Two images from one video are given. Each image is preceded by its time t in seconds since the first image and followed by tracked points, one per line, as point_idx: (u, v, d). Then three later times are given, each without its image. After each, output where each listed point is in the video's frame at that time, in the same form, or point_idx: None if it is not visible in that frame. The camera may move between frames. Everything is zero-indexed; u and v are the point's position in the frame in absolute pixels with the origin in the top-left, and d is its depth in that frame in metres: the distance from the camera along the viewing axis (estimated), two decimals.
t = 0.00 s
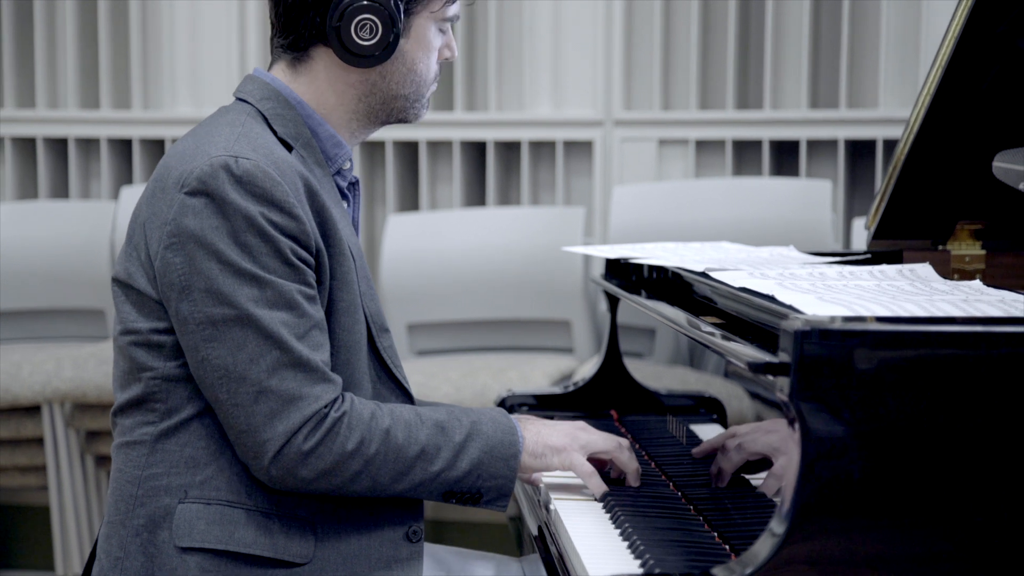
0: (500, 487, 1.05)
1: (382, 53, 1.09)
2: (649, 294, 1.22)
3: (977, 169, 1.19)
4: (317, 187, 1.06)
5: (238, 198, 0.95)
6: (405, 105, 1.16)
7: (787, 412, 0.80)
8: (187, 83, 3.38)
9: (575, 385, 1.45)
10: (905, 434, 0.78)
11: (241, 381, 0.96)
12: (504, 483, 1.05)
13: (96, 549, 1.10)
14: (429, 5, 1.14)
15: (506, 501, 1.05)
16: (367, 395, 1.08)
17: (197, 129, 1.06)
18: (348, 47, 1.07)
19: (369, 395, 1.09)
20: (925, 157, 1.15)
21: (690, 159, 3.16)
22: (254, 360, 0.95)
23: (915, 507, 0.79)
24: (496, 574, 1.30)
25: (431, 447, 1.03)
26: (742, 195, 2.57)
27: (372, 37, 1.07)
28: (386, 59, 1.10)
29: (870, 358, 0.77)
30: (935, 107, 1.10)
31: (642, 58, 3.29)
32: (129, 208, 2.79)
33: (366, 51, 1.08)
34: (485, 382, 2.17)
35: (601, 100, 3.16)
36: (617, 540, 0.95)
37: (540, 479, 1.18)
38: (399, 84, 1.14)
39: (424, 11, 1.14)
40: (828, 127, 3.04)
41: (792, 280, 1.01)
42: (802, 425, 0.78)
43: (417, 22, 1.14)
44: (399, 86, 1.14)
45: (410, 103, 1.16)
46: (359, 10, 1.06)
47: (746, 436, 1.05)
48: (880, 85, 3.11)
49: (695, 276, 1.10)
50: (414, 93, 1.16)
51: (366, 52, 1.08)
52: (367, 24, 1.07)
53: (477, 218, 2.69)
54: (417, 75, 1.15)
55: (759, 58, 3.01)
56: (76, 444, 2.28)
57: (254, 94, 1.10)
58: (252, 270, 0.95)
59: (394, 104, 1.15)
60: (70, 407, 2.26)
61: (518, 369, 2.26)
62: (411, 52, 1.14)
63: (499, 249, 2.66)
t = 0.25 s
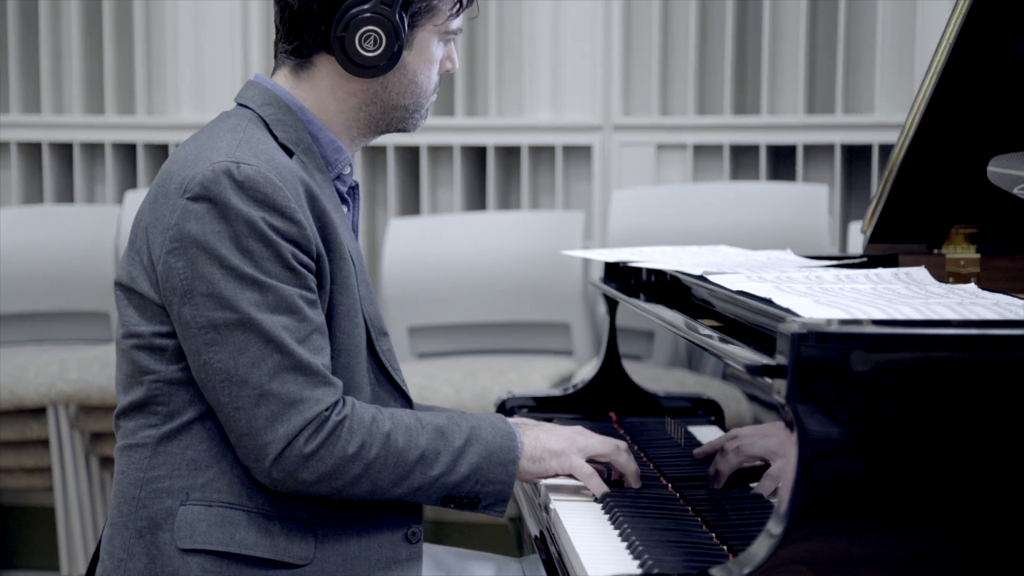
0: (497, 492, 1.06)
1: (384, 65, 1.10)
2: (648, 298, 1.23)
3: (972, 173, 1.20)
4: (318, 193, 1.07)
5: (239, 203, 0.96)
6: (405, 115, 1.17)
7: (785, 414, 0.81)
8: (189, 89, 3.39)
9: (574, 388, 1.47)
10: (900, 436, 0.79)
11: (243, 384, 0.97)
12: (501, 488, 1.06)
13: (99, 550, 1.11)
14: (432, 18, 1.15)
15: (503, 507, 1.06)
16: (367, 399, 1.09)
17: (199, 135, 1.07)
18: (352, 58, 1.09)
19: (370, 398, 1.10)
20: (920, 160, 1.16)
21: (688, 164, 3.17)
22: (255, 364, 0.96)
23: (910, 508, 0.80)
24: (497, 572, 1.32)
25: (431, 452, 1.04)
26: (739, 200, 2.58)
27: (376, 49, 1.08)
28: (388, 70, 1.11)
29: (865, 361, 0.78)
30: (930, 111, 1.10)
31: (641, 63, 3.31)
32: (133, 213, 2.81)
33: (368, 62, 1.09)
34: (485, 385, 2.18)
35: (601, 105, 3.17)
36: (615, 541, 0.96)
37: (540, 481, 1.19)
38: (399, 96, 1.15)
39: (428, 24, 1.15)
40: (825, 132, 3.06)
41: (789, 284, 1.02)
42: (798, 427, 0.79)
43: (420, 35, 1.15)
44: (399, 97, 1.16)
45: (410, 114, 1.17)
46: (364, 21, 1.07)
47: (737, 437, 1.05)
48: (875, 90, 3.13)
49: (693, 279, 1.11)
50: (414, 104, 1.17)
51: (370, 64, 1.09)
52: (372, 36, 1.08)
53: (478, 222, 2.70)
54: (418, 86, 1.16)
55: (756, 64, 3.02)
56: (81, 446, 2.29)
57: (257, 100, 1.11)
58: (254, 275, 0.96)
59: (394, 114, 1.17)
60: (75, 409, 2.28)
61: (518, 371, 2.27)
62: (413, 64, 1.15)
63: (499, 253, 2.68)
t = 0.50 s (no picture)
0: (498, 492, 1.07)
1: (388, 70, 1.11)
2: (647, 301, 1.24)
3: (968, 179, 1.21)
4: (320, 197, 1.08)
5: (242, 207, 0.97)
6: (409, 120, 1.18)
7: (783, 416, 0.82)
8: (191, 93, 3.40)
9: (574, 390, 1.48)
10: (897, 438, 0.80)
11: (245, 386, 0.97)
12: (501, 488, 1.07)
13: (102, 551, 1.12)
14: (436, 23, 1.16)
15: (503, 505, 1.07)
16: (368, 401, 1.10)
17: (203, 139, 1.08)
18: (356, 65, 1.10)
19: (370, 401, 1.11)
20: (916, 164, 1.17)
21: (687, 168, 3.18)
22: (257, 367, 0.97)
23: (907, 510, 0.81)
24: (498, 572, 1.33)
25: (431, 454, 1.05)
26: (737, 204, 2.59)
27: (379, 55, 1.09)
28: (392, 76, 1.12)
29: (863, 363, 0.79)
30: (926, 117, 1.11)
31: (640, 68, 3.32)
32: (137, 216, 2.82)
33: (372, 68, 1.10)
34: (486, 387, 2.19)
35: (601, 110, 3.18)
36: (615, 542, 0.97)
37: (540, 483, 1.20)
38: (404, 100, 1.16)
39: (430, 29, 1.16)
40: (823, 136, 3.06)
41: (788, 287, 1.03)
42: (796, 429, 0.79)
43: (424, 40, 1.16)
44: (403, 102, 1.17)
45: (415, 118, 1.18)
46: (367, 28, 1.08)
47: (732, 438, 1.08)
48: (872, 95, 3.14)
49: (692, 282, 1.12)
50: (418, 109, 1.18)
51: (373, 70, 1.10)
52: (375, 43, 1.09)
53: (479, 226, 2.71)
54: (421, 92, 1.17)
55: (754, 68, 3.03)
56: (85, 448, 2.30)
57: (260, 105, 1.12)
58: (256, 278, 0.97)
59: (398, 119, 1.18)
60: (79, 411, 2.29)
61: (519, 374, 2.28)
62: (417, 69, 1.16)
63: (500, 256, 2.68)
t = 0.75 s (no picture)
0: (501, 491, 1.07)
1: (384, 71, 1.12)
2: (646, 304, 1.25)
3: (965, 182, 1.22)
4: (323, 200, 1.08)
5: (245, 210, 0.98)
6: (413, 115, 1.19)
7: (782, 418, 0.83)
8: (195, 97, 3.42)
9: (574, 391, 1.49)
10: (896, 439, 0.81)
11: (249, 388, 0.98)
12: (504, 488, 1.07)
13: (107, 551, 1.13)
14: (428, 17, 1.17)
15: (506, 506, 1.07)
16: (370, 403, 1.11)
17: (206, 143, 1.09)
18: (352, 66, 1.10)
19: (373, 402, 1.12)
20: (914, 167, 1.18)
21: (686, 172, 3.18)
22: (260, 369, 0.98)
23: (905, 510, 0.82)
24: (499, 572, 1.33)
25: (434, 453, 1.06)
26: (736, 208, 2.60)
27: (375, 56, 1.10)
28: (390, 74, 1.12)
29: (861, 365, 0.80)
30: (924, 121, 1.12)
31: (639, 73, 3.33)
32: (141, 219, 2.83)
33: (367, 69, 1.10)
34: (486, 389, 2.20)
35: (600, 114, 3.19)
36: (615, 543, 0.98)
37: (540, 483, 1.21)
38: (405, 97, 1.17)
39: (424, 23, 1.17)
40: (820, 140, 3.08)
41: (786, 289, 1.04)
42: (795, 431, 0.80)
43: (418, 35, 1.17)
44: (405, 98, 1.17)
45: (419, 112, 1.19)
46: (362, 30, 1.08)
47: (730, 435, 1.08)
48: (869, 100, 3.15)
49: (690, 285, 1.13)
50: (421, 103, 1.19)
51: (367, 71, 1.11)
52: (369, 44, 1.09)
53: (480, 229, 2.72)
54: (423, 86, 1.18)
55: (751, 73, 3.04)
56: (89, 450, 2.31)
57: (263, 109, 1.13)
58: (260, 281, 0.97)
59: (401, 115, 1.19)
60: (83, 413, 2.29)
61: (519, 375, 2.29)
62: (415, 64, 1.17)
63: (500, 258, 2.69)
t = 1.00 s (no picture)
0: (495, 492, 1.08)
1: (385, 78, 1.12)
2: (646, 306, 1.25)
3: (961, 184, 1.22)
4: (321, 204, 1.09)
5: (243, 214, 0.99)
6: (408, 125, 1.20)
7: (781, 419, 0.83)
8: (198, 101, 3.43)
9: (574, 393, 1.49)
10: (893, 440, 0.82)
11: (246, 391, 0.99)
12: (498, 488, 1.08)
13: (109, 551, 1.14)
14: (432, 31, 1.18)
15: (501, 505, 1.09)
16: (369, 405, 1.12)
17: (207, 147, 1.09)
18: (353, 72, 1.11)
19: (373, 404, 1.13)
20: (911, 170, 1.19)
21: (686, 175, 3.19)
22: (257, 371, 0.98)
23: (903, 511, 0.82)
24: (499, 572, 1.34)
25: (429, 454, 1.06)
26: (735, 211, 2.61)
27: (376, 63, 1.10)
28: (389, 83, 1.13)
29: (858, 367, 0.81)
30: (921, 124, 1.13)
31: (639, 77, 3.34)
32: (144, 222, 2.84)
33: (369, 76, 1.11)
34: (487, 391, 2.20)
35: (600, 118, 3.20)
36: (615, 544, 0.99)
37: (540, 483, 1.22)
38: (402, 107, 1.18)
39: (428, 36, 1.18)
40: (819, 144, 3.09)
41: (784, 292, 1.05)
42: (793, 432, 0.81)
43: (421, 47, 1.18)
44: (402, 108, 1.18)
45: (413, 124, 1.20)
46: (364, 37, 1.09)
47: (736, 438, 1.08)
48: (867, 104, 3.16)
49: (689, 287, 1.13)
50: (417, 115, 1.20)
51: (368, 79, 1.11)
52: (372, 51, 1.10)
53: (481, 232, 2.73)
54: (420, 97, 1.19)
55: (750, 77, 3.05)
56: (93, 451, 2.32)
57: (263, 114, 1.14)
58: (257, 284, 0.98)
59: (398, 125, 1.19)
60: (88, 415, 2.30)
61: (520, 377, 2.30)
62: (415, 76, 1.18)
63: (500, 261, 2.70)
